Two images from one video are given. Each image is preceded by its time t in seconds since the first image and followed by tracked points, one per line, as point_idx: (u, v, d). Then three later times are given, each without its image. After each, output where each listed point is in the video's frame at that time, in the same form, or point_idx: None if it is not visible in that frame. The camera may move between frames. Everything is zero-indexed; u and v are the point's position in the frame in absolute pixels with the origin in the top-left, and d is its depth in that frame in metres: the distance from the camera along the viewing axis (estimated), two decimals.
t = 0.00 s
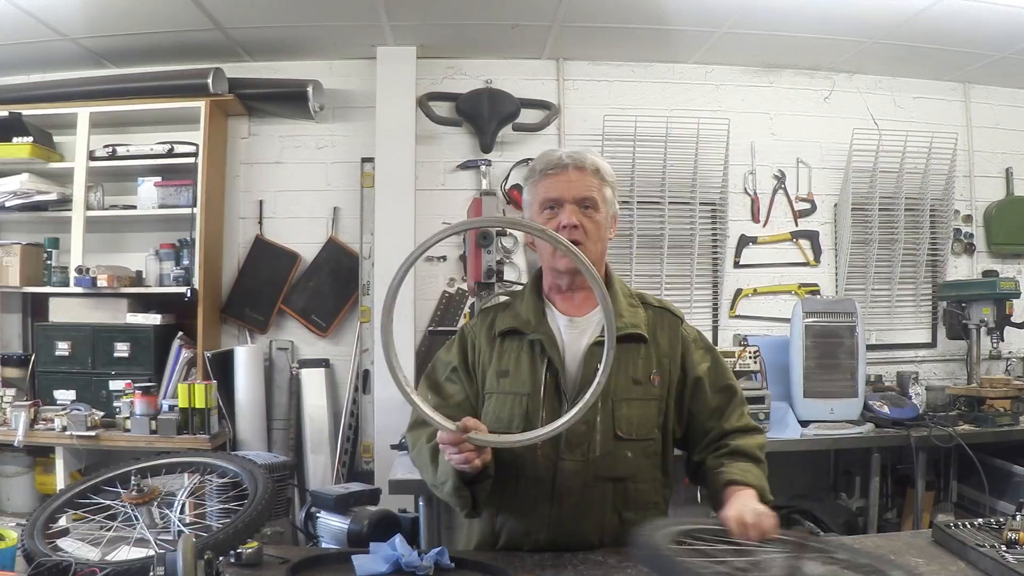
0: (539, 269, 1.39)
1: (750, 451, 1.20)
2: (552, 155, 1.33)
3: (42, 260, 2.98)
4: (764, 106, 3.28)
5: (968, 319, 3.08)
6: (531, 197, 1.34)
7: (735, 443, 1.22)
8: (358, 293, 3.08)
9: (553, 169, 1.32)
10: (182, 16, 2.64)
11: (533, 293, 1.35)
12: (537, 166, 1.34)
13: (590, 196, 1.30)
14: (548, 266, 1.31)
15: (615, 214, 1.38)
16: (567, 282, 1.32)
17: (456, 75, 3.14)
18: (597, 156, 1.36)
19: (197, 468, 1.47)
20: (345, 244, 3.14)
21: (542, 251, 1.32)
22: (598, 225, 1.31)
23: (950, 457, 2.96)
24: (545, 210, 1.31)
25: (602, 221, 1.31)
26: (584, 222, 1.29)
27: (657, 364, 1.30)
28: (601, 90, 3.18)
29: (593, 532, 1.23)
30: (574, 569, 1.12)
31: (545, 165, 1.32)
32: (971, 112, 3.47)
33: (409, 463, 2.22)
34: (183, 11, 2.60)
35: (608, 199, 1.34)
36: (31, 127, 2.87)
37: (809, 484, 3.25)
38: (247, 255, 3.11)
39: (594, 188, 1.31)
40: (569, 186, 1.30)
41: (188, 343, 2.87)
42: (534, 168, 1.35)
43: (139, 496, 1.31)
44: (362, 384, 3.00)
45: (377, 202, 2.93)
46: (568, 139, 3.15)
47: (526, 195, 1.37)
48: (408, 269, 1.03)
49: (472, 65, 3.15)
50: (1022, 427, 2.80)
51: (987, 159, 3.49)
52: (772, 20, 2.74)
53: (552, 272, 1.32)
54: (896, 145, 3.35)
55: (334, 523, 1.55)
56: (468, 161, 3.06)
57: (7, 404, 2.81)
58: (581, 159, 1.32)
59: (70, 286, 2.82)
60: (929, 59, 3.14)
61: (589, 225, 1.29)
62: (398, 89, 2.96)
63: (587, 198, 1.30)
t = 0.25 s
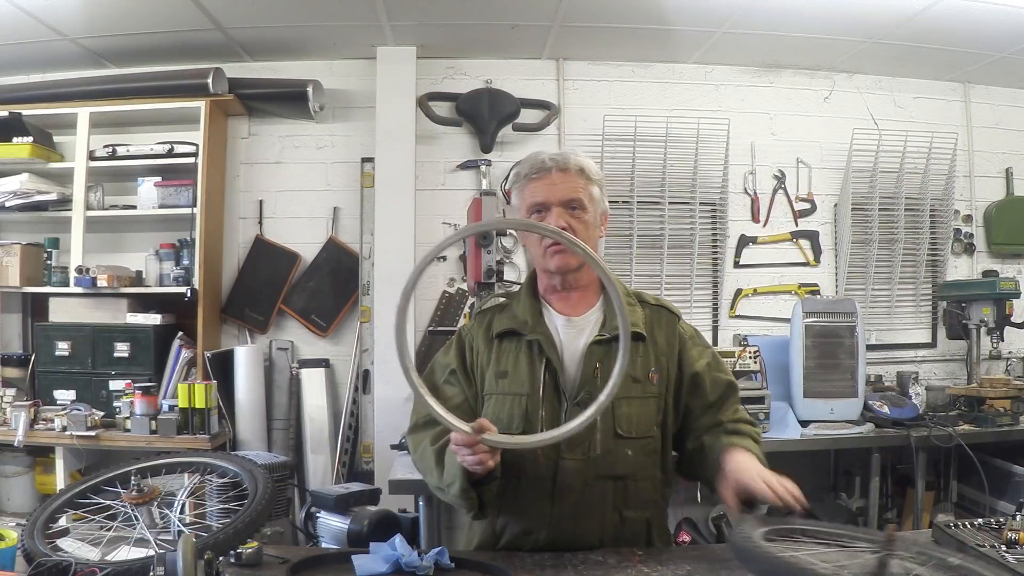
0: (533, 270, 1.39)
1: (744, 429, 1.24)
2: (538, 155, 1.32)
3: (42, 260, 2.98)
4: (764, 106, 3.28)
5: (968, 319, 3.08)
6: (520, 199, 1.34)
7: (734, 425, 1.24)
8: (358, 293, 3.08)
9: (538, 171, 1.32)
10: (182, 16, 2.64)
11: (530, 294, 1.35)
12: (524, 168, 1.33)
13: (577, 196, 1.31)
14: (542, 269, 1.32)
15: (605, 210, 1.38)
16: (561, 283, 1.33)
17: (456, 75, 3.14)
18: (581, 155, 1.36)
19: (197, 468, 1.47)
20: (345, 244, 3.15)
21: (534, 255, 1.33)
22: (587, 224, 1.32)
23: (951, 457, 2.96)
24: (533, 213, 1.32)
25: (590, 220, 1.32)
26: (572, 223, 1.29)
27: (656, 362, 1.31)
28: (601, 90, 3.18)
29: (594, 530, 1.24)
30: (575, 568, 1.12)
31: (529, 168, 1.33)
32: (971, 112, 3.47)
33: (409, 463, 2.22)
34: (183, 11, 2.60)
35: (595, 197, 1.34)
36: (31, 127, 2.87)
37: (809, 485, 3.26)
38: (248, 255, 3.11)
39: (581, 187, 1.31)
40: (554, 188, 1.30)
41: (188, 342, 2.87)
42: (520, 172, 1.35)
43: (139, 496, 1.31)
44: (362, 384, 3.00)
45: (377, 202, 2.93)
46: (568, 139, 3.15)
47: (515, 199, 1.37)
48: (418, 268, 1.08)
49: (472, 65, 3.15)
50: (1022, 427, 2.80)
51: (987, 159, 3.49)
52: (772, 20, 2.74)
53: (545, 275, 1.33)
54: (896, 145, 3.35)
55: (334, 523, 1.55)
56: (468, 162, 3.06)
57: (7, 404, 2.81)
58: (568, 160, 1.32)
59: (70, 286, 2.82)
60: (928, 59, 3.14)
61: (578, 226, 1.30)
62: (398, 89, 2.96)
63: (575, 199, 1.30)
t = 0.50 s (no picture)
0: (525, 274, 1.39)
1: (710, 424, 1.21)
2: (512, 161, 1.32)
3: (41, 260, 2.98)
4: (764, 106, 3.28)
5: (968, 320, 3.08)
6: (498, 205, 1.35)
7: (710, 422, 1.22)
8: (358, 293, 3.08)
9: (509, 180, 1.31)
10: (182, 16, 2.64)
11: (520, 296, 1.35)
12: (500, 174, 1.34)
13: (547, 201, 1.28)
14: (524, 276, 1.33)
15: (589, 203, 1.34)
16: (544, 289, 1.33)
17: (456, 76, 3.14)
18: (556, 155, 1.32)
19: (197, 468, 1.47)
20: (345, 244, 3.15)
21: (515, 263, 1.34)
22: (562, 228, 1.28)
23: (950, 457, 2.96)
24: (509, 223, 1.32)
25: (566, 223, 1.29)
26: (543, 229, 1.27)
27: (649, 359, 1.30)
28: (601, 90, 3.18)
29: (593, 528, 1.24)
30: (575, 568, 1.12)
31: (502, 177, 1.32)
32: (971, 112, 3.47)
33: (409, 464, 2.22)
34: (183, 11, 2.60)
35: (571, 198, 1.30)
36: (31, 127, 2.87)
37: (809, 485, 3.26)
38: (248, 255, 3.11)
39: (552, 191, 1.28)
40: (523, 195, 1.29)
41: (188, 342, 2.87)
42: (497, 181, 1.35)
43: (139, 496, 1.31)
44: (362, 384, 3.00)
45: (377, 202, 2.93)
46: (568, 139, 3.15)
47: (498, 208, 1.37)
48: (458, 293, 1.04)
49: (472, 65, 3.15)
50: (1022, 427, 2.80)
51: (987, 159, 3.49)
52: (772, 20, 2.74)
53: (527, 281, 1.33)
54: (896, 145, 3.35)
55: (334, 522, 1.55)
56: (468, 162, 3.06)
57: (7, 404, 2.81)
58: (540, 162, 1.30)
59: (70, 286, 2.82)
60: (928, 59, 3.14)
61: (550, 231, 1.27)
62: (397, 89, 2.96)
63: (546, 202, 1.28)
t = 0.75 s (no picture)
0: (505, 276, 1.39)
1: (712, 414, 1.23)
2: (469, 174, 1.31)
3: (41, 259, 2.98)
4: (764, 106, 3.28)
5: (968, 320, 3.08)
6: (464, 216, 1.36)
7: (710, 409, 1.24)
8: (358, 293, 3.08)
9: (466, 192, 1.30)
10: (182, 16, 2.64)
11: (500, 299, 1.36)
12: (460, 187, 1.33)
13: (498, 213, 1.26)
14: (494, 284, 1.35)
15: (550, 207, 1.28)
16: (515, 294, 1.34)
17: (456, 76, 3.14)
18: (508, 162, 1.28)
19: (197, 468, 1.47)
20: (345, 244, 3.15)
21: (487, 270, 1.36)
22: (519, 238, 1.26)
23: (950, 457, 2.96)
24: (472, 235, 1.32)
25: (522, 232, 1.26)
26: (497, 243, 1.26)
27: (629, 358, 1.31)
28: (601, 90, 3.18)
29: (575, 527, 1.24)
30: (574, 568, 1.12)
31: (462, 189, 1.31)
32: (972, 112, 3.47)
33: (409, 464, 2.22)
34: (183, 11, 2.60)
35: (525, 205, 1.26)
36: (31, 127, 2.87)
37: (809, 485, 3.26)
38: (248, 255, 3.11)
39: (504, 202, 1.26)
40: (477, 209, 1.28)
41: (188, 343, 2.87)
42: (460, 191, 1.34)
43: (139, 496, 1.31)
44: (362, 384, 3.01)
45: (377, 202, 2.93)
46: (568, 139, 3.15)
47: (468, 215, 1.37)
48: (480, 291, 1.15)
49: (472, 65, 3.15)
50: (1022, 427, 2.80)
51: (987, 159, 3.49)
52: (772, 20, 2.74)
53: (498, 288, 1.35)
54: (896, 145, 3.35)
55: (334, 523, 1.55)
56: (468, 162, 3.06)
57: (7, 404, 2.81)
58: (491, 175, 1.27)
59: (71, 286, 2.82)
60: (928, 59, 3.14)
61: (504, 244, 1.26)
62: (397, 89, 2.96)
63: (497, 218, 1.25)
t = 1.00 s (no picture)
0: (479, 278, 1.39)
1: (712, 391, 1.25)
2: (435, 177, 1.28)
3: (42, 259, 2.98)
4: (764, 106, 3.28)
5: (968, 319, 3.08)
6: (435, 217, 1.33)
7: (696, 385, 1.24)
8: (358, 293, 3.08)
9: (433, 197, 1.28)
10: (182, 16, 2.64)
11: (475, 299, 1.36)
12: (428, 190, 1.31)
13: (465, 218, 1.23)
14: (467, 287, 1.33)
15: (519, 210, 1.26)
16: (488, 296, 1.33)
17: (456, 76, 3.14)
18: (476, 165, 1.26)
19: (197, 468, 1.47)
20: (345, 244, 3.15)
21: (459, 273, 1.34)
22: (488, 241, 1.24)
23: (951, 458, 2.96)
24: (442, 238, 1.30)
25: (490, 235, 1.24)
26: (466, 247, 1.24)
27: (607, 352, 1.32)
28: (601, 90, 3.18)
29: (560, 524, 1.24)
30: (575, 568, 1.12)
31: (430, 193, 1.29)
32: (971, 112, 3.47)
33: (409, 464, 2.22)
34: (183, 11, 2.60)
35: (493, 207, 1.24)
36: (31, 127, 2.87)
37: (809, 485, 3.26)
38: (248, 255, 3.11)
39: (471, 206, 1.23)
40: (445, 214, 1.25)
41: (188, 343, 2.87)
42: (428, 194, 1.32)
43: (138, 496, 1.32)
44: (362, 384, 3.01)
45: (377, 202, 2.93)
46: (568, 139, 3.15)
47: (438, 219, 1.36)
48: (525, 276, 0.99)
49: (472, 65, 3.15)
50: (1022, 427, 2.80)
51: (987, 159, 3.49)
52: (772, 20, 2.74)
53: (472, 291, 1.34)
54: (896, 145, 3.35)
55: (334, 523, 1.55)
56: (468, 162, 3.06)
57: (7, 404, 2.81)
58: (458, 178, 1.24)
59: (70, 286, 2.82)
60: (928, 59, 3.14)
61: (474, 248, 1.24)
62: (397, 89, 2.96)
63: (466, 223, 1.23)
